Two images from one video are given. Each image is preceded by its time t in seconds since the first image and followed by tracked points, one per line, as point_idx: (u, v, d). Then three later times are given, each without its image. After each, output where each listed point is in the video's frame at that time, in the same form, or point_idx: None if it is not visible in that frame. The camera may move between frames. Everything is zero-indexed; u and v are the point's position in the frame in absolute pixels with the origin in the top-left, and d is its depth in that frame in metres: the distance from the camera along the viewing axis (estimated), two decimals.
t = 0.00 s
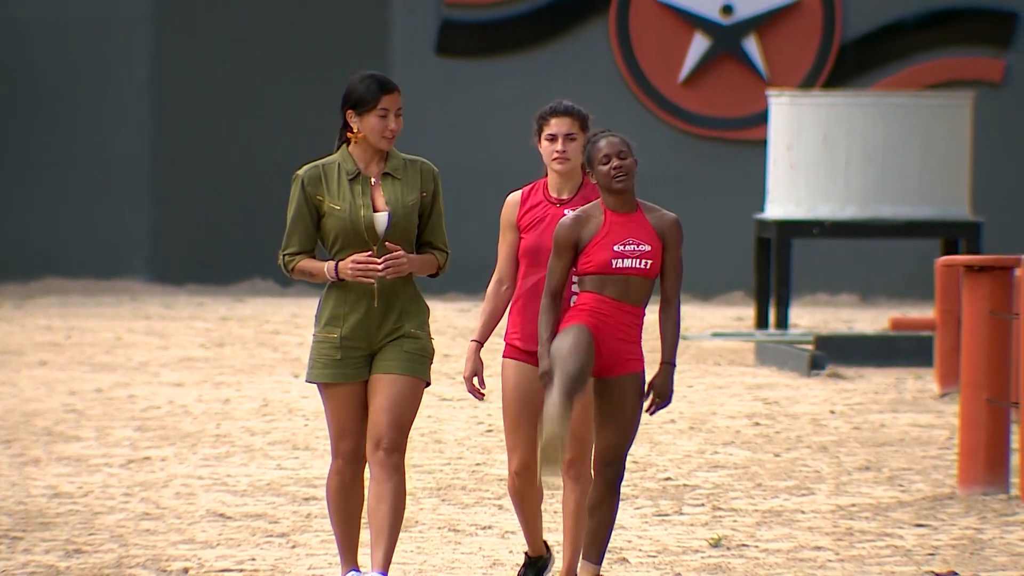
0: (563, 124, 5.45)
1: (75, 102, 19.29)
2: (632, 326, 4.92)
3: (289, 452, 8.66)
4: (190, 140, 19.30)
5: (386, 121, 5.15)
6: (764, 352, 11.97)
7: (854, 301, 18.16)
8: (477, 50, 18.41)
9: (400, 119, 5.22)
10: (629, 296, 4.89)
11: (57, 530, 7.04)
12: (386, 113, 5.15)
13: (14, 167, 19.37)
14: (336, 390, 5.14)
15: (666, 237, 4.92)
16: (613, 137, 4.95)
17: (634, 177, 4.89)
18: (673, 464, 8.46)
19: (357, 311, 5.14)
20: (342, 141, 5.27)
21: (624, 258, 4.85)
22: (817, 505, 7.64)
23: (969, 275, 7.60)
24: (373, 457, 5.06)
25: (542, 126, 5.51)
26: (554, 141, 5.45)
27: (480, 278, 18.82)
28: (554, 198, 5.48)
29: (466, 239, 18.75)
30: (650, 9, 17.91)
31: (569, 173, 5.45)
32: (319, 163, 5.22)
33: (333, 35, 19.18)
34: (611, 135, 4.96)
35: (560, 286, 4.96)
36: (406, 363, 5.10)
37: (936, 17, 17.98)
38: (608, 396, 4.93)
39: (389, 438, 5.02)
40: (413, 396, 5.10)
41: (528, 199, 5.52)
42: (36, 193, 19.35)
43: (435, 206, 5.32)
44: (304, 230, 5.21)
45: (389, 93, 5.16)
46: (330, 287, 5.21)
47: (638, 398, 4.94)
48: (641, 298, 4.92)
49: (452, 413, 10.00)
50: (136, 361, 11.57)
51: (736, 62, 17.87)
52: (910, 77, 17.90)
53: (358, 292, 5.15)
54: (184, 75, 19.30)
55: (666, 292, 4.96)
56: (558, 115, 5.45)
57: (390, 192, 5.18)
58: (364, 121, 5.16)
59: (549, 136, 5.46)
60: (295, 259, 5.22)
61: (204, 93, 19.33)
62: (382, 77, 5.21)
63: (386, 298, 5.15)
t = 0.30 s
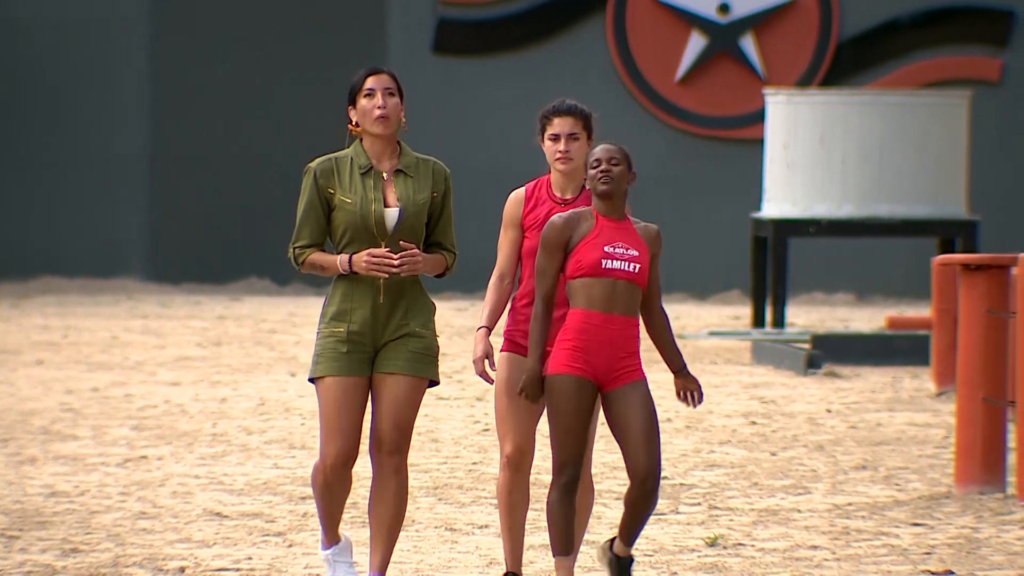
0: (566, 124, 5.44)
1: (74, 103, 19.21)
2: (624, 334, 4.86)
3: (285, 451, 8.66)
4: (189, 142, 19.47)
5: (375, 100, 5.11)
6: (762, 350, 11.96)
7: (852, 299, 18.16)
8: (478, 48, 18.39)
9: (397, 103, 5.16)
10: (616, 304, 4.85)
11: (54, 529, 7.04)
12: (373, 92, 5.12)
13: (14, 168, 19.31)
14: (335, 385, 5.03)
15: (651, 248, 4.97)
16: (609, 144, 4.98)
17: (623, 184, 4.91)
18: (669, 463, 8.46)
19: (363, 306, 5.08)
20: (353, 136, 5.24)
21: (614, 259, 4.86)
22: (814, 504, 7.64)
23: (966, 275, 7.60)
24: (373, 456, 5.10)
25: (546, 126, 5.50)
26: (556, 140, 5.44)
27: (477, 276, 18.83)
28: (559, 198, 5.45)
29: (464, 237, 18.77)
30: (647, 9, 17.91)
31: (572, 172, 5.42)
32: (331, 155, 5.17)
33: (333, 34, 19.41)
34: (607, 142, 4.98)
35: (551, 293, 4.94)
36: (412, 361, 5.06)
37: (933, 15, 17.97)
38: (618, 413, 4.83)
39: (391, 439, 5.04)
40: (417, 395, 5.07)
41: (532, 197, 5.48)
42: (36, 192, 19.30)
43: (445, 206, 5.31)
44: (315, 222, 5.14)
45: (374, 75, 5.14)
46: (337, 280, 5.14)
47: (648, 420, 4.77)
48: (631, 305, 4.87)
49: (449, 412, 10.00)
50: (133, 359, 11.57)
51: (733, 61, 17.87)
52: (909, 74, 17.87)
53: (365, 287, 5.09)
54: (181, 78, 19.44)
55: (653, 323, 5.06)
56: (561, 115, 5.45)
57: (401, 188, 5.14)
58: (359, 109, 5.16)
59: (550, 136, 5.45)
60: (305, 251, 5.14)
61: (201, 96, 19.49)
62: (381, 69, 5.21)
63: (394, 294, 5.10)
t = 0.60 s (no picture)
0: (551, 128, 5.52)
1: (72, 101, 19.26)
2: (637, 334, 4.88)
3: (281, 450, 8.66)
4: (189, 140, 19.27)
5: (370, 101, 5.10)
6: (756, 350, 11.96)
7: (847, 299, 18.16)
8: (475, 48, 18.39)
9: (393, 102, 5.15)
10: (626, 305, 4.90)
11: (49, 529, 7.04)
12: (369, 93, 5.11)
13: (13, 167, 19.36)
14: (328, 375, 4.98)
15: (669, 248, 4.97)
16: (618, 146, 5.03)
17: (630, 187, 4.96)
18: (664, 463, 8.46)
19: (359, 302, 5.07)
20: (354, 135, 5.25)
21: (622, 260, 4.91)
22: (809, 504, 7.65)
23: (961, 274, 7.61)
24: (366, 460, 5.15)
25: (529, 131, 5.57)
26: (542, 145, 5.50)
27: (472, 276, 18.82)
28: (546, 203, 5.53)
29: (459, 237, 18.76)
30: (642, 7, 17.91)
31: (557, 177, 5.50)
32: (330, 156, 5.18)
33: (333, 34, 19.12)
34: (616, 144, 5.03)
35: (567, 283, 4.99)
36: (406, 368, 5.07)
37: (928, 15, 17.97)
38: (634, 407, 4.83)
39: (385, 445, 5.09)
40: (411, 403, 5.11)
41: (518, 204, 5.53)
42: (34, 190, 19.35)
43: (447, 204, 5.29)
44: (315, 223, 5.16)
45: (370, 74, 5.13)
46: (335, 280, 5.14)
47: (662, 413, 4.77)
48: (643, 305, 4.91)
49: (444, 412, 10.00)
50: (128, 359, 11.56)
51: (728, 60, 17.88)
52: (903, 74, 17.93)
53: (361, 286, 5.09)
54: (182, 75, 19.26)
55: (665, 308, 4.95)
56: (545, 119, 5.52)
57: (399, 188, 5.14)
58: (355, 109, 5.16)
59: (536, 141, 5.52)
60: (306, 252, 5.15)
61: (201, 93, 19.28)
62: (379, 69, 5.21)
63: (389, 295, 5.10)
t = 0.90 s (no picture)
0: (525, 123, 5.48)
1: (70, 101, 19.24)
2: (646, 328, 4.81)
3: (278, 449, 8.66)
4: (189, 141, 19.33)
5: (383, 115, 5.10)
6: (753, 349, 11.97)
7: (844, 298, 18.17)
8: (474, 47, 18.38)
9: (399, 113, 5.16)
10: (636, 299, 4.85)
11: (46, 527, 7.04)
12: (383, 106, 5.10)
13: (14, 168, 19.35)
14: (334, 380, 4.98)
15: (683, 237, 4.83)
16: (623, 144, 4.99)
17: (631, 185, 4.90)
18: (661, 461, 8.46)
19: (357, 308, 5.06)
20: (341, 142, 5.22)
21: (630, 256, 4.87)
22: (806, 502, 7.65)
23: (957, 271, 7.60)
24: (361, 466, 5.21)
25: (503, 128, 5.53)
26: (518, 141, 5.48)
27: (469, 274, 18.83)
28: (525, 198, 5.50)
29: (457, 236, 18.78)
30: (641, 7, 17.91)
31: (534, 172, 5.47)
32: (319, 163, 5.15)
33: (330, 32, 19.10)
34: (621, 142, 4.99)
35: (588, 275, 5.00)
36: (404, 374, 5.12)
37: (924, 14, 17.98)
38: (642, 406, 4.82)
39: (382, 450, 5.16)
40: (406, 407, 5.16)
41: (497, 202, 5.50)
42: (35, 192, 19.33)
43: (435, 208, 5.30)
44: (305, 231, 5.12)
45: (386, 86, 5.10)
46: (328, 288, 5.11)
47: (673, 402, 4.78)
48: (655, 299, 4.83)
49: (441, 410, 10.00)
50: (125, 358, 11.56)
51: (726, 59, 17.86)
52: (903, 73, 17.90)
53: (359, 292, 5.06)
54: (183, 77, 19.30)
55: (695, 282, 4.81)
56: (519, 115, 5.48)
57: (392, 192, 5.14)
58: (361, 116, 5.12)
59: (511, 137, 5.49)
60: (296, 261, 5.11)
61: (202, 95, 19.36)
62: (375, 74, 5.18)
63: (386, 300, 5.10)
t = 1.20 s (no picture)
0: (523, 124, 5.45)
1: (68, 102, 19.28)
2: (636, 338, 4.77)
3: (275, 450, 8.66)
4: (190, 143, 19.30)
5: (399, 121, 4.98)
6: (751, 350, 11.97)
7: (841, 298, 18.17)
8: (473, 49, 18.37)
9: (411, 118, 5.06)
10: (626, 307, 4.80)
11: (43, 528, 7.04)
12: (402, 112, 4.97)
13: (16, 170, 19.38)
14: (338, 385, 4.91)
15: (672, 245, 4.74)
16: (618, 152, 4.93)
17: (626, 193, 4.86)
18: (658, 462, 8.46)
19: (359, 306, 4.98)
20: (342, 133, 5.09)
21: (621, 263, 4.83)
22: (804, 503, 7.65)
23: (955, 273, 7.62)
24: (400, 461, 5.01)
25: (500, 128, 5.50)
26: (516, 142, 5.44)
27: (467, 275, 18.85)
28: (522, 199, 5.49)
29: (455, 237, 18.80)
30: (636, 11, 17.88)
31: (531, 172, 5.44)
32: (321, 153, 5.00)
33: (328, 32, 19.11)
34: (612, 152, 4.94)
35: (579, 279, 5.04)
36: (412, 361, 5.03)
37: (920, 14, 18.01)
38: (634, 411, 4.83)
39: (426, 443, 4.95)
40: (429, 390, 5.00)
41: (494, 201, 5.48)
42: (36, 193, 19.37)
43: (425, 210, 5.27)
44: (304, 219, 4.95)
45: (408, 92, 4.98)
46: (326, 281, 4.98)
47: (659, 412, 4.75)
48: (646, 307, 4.78)
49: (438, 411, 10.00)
50: (122, 359, 11.57)
51: (723, 59, 17.88)
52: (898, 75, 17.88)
53: (361, 286, 4.98)
54: (184, 78, 19.26)
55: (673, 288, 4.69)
56: (516, 115, 5.45)
57: (393, 189, 5.08)
58: (378, 115, 4.97)
59: (509, 137, 5.45)
60: (291, 247, 4.91)
61: (203, 97, 19.28)
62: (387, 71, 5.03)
63: (388, 294, 5.04)
